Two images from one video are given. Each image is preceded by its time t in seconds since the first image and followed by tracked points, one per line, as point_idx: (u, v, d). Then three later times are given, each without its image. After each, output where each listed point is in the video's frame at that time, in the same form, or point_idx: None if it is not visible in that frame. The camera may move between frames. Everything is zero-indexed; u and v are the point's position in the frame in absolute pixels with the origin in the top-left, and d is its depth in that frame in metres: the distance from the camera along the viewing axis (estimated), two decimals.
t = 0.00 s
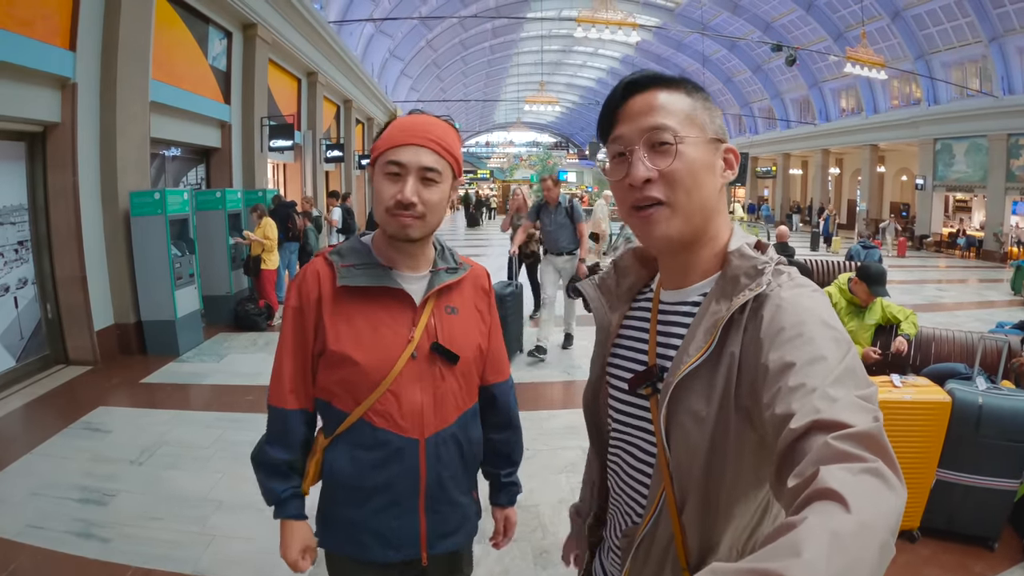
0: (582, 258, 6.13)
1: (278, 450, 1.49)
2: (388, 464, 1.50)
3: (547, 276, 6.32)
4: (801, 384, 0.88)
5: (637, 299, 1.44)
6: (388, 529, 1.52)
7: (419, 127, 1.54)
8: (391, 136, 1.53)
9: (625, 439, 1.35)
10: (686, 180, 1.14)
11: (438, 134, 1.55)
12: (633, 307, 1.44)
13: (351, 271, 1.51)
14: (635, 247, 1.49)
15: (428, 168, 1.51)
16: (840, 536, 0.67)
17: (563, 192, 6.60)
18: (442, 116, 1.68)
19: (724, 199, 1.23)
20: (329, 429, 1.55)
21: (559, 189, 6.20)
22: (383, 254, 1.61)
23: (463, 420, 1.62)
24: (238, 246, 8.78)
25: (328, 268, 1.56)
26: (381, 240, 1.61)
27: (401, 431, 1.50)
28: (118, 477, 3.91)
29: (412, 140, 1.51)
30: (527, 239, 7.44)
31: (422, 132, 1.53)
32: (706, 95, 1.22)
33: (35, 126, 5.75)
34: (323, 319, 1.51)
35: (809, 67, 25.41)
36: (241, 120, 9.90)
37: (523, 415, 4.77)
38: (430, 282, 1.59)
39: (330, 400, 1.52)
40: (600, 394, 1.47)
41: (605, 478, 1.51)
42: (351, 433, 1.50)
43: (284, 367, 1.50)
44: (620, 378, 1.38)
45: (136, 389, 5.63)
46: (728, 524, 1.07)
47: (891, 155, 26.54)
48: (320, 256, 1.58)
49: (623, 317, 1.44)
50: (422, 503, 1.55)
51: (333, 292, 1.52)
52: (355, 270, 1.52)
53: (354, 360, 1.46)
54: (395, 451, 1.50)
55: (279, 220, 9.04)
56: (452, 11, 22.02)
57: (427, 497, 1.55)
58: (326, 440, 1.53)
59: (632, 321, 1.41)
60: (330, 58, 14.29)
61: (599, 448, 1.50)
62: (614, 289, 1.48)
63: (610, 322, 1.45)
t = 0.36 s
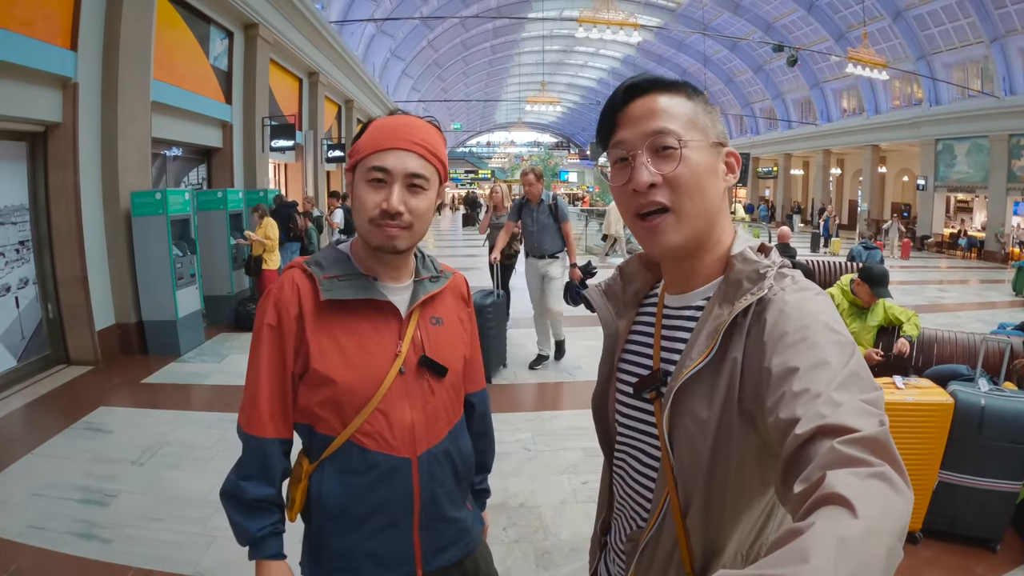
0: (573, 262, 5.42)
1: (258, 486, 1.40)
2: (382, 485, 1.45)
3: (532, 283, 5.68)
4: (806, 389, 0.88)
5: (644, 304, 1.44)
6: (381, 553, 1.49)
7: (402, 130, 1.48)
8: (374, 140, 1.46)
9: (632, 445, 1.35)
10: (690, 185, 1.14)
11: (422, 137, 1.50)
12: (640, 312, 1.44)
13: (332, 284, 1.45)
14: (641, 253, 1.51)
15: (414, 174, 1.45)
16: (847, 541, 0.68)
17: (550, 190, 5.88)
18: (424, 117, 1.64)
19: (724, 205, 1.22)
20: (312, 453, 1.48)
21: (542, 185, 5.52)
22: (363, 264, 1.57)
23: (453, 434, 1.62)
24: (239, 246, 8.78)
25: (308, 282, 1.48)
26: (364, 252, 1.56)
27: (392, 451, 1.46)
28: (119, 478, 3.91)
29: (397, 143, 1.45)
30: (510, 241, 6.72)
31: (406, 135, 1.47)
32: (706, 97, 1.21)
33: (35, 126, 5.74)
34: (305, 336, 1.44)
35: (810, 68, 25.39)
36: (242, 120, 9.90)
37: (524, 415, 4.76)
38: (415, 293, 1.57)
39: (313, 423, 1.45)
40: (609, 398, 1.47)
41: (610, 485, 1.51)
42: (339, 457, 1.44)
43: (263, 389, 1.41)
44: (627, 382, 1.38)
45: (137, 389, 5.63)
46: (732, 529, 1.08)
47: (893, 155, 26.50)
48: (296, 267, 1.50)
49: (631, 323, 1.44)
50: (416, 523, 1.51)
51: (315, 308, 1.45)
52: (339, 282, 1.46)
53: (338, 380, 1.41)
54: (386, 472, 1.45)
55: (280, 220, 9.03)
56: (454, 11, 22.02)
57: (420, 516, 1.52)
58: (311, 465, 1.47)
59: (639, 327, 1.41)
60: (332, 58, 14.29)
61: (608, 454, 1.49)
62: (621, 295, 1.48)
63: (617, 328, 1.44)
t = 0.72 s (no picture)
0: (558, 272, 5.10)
1: (257, 491, 1.41)
2: (382, 490, 1.45)
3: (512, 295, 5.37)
4: (802, 391, 0.88)
5: (641, 304, 1.44)
6: (382, 559, 1.48)
7: (393, 129, 1.48)
8: (364, 140, 1.46)
9: (625, 446, 1.35)
10: (686, 186, 1.13)
11: (413, 137, 1.50)
12: (636, 312, 1.44)
13: (328, 288, 1.44)
14: (639, 253, 1.50)
15: (405, 173, 1.45)
16: (843, 543, 0.68)
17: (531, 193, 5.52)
18: (414, 116, 1.63)
19: (722, 205, 1.21)
20: (312, 459, 1.49)
21: (529, 189, 5.24)
22: (357, 265, 1.56)
23: (452, 437, 1.61)
24: (240, 246, 8.78)
25: (302, 286, 1.47)
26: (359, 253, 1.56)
27: (391, 456, 1.46)
28: (119, 478, 3.91)
29: (389, 143, 1.45)
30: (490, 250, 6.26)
31: (397, 135, 1.47)
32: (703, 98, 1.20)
33: (36, 126, 5.74)
34: (300, 341, 1.44)
35: (811, 68, 25.38)
36: (243, 120, 9.91)
37: (524, 415, 4.77)
38: (411, 295, 1.57)
39: (311, 428, 1.46)
40: (603, 396, 1.46)
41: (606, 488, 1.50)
42: (339, 461, 1.44)
43: (260, 394, 1.42)
44: (623, 382, 1.37)
45: (137, 390, 5.62)
46: (727, 532, 1.07)
47: (894, 156, 26.47)
48: (290, 272, 1.50)
49: (627, 323, 1.44)
50: (417, 528, 1.51)
51: (310, 311, 1.44)
52: (334, 286, 1.45)
53: (336, 384, 1.40)
54: (386, 477, 1.45)
55: (280, 221, 9.03)
56: (454, 11, 22.01)
57: (421, 520, 1.52)
58: (310, 470, 1.47)
59: (634, 327, 1.41)
60: (332, 58, 14.29)
61: (601, 452, 1.49)
62: (617, 294, 1.47)
63: (612, 327, 1.44)
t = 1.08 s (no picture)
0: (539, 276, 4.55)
1: (263, 491, 1.43)
2: (385, 491, 1.45)
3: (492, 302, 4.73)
4: (802, 395, 0.88)
5: (639, 306, 1.44)
6: (386, 560, 1.48)
7: (395, 131, 1.48)
8: (366, 141, 1.46)
9: (623, 448, 1.35)
10: (664, 189, 1.14)
11: (414, 137, 1.50)
12: (635, 314, 1.44)
13: (331, 289, 1.44)
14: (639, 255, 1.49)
15: (407, 174, 1.45)
16: (842, 547, 0.68)
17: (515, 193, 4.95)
18: (417, 116, 1.62)
19: (722, 208, 1.20)
20: (315, 460, 1.49)
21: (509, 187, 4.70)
22: (361, 267, 1.56)
23: (457, 438, 1.60)
24: (241, 247, 8.78)
25: (306, 287, 1.47)
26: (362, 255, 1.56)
27: (394, 457, 1.45)
28: (120, 479, 3.91)
29: (390, 144, 1.45)
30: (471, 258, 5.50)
31: (398, 136, 1.47)
32: (708, 99, 1.18)
33: (36, 128, 5.75)
34: (303, 342, 1.44)
35: (812, 68, 25.34)
36: (243, 121, 9.91)
37: (524, 416, 4.77)
38: (416, 296, 1.56)
39: (314, 429, 1.46)
40: (603, 399, 1.46)
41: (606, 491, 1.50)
42: (342, 462, 1.44)
43: (262, 395, 1.43)
44: (622, 385, 1.37)
45: (138, 390, 5.63)
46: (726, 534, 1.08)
47: (895, 155, 26.45)
48: (294, 273, 1.50)
49: (626, 326, 1.43)
50: (420, 531, 1.50)
51: (313, 313, 1.45)
52: (337, 287, 1.45)
53: (339, 386, 1.41)
54: (389, 479, 1.45)
55: (281, 221, 9.02)
56: (454, 12, 22.00)
57: (424, 523, 1.51)
58: (314, 470, 1.47)
59: (634, 330, 1.41)
60: (332, 58, 14.29)
61: (599, 452, 1.50)
62: (616, 297, 1.47)
63: (612, 330, 1.44)
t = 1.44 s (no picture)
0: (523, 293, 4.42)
1: (266, 491, 1.42)
2: (388, 494, 1.44)
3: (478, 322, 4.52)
4: (808, 394, 0.87)
5: (643, 308, 1.43)
6: (387, 564, 1.47)
7: (398, 129, 1.47)
8: (368, 140, 1.46)
9: (625, 450, 1.34)
10: (700, 187, 1.13)
11: (417, 135, 1.49)
12: (638, 316, 1.43)
13: (336, 290, 1.44)
14: (640, 257, 1.49)
15: (412, 173, 1.44)
16: (848, 546, 0.68)
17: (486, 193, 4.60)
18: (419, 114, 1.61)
19: (733, 211, 1.21)
20: (318, 461, 1.48)
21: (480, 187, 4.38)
22: (368, 270, 1.55)
23: (461, 442, 1.59)
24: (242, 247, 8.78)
25: (310, 288, 1.47)
26: (366, 256, 1.54)
27: (397, 461, 1.44)
28: (120, 479, 3.91)
29: (394, 143, 1.44)
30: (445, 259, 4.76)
31: (402, 134, 1.46)
32: (717, 102, 1.19)
33: (38, 127, 5.76)
34: (307, 344, 1.43)
35: (813, 68, 25.31)
36: (244, 121, 9.92)
37: (525, 416, 4.77)
38: (422, 298, 1.54)
39: (318, 431, 1.45)
40: (606, 401, 1.46)
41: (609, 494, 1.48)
42: (345, 464, 1.44)
43: (266, 396, 1.42)
44: (625, 386, 1.36)
45: (139, 390, 5.63)
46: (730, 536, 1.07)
47: (896, 156, 26.43)
48: (299, 275, 1.49)
49: (630, 327, 1.43)
50: (422, 535, 1.49)
51: (317, 314, 1.44)
52: (342, 289, 1.44)
53: (343, 390, 1.40)
54: (392, 482, 1.44)
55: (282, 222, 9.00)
56: (455, 12, 22.00)
57: (427, 527, 1.50)
58: (316, 472, 1.47)
59: (637, 331, 1.40)
60: (334, 58, 14.30)
61: (603, 456, 1.49)
62: (620, 298, 1.46)
63: (615, 331, 1.43)
